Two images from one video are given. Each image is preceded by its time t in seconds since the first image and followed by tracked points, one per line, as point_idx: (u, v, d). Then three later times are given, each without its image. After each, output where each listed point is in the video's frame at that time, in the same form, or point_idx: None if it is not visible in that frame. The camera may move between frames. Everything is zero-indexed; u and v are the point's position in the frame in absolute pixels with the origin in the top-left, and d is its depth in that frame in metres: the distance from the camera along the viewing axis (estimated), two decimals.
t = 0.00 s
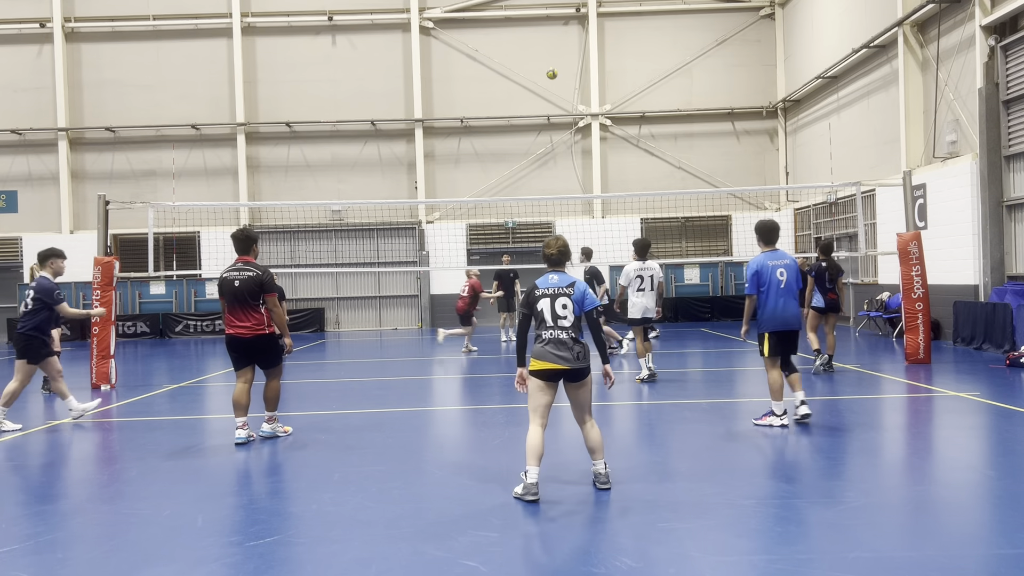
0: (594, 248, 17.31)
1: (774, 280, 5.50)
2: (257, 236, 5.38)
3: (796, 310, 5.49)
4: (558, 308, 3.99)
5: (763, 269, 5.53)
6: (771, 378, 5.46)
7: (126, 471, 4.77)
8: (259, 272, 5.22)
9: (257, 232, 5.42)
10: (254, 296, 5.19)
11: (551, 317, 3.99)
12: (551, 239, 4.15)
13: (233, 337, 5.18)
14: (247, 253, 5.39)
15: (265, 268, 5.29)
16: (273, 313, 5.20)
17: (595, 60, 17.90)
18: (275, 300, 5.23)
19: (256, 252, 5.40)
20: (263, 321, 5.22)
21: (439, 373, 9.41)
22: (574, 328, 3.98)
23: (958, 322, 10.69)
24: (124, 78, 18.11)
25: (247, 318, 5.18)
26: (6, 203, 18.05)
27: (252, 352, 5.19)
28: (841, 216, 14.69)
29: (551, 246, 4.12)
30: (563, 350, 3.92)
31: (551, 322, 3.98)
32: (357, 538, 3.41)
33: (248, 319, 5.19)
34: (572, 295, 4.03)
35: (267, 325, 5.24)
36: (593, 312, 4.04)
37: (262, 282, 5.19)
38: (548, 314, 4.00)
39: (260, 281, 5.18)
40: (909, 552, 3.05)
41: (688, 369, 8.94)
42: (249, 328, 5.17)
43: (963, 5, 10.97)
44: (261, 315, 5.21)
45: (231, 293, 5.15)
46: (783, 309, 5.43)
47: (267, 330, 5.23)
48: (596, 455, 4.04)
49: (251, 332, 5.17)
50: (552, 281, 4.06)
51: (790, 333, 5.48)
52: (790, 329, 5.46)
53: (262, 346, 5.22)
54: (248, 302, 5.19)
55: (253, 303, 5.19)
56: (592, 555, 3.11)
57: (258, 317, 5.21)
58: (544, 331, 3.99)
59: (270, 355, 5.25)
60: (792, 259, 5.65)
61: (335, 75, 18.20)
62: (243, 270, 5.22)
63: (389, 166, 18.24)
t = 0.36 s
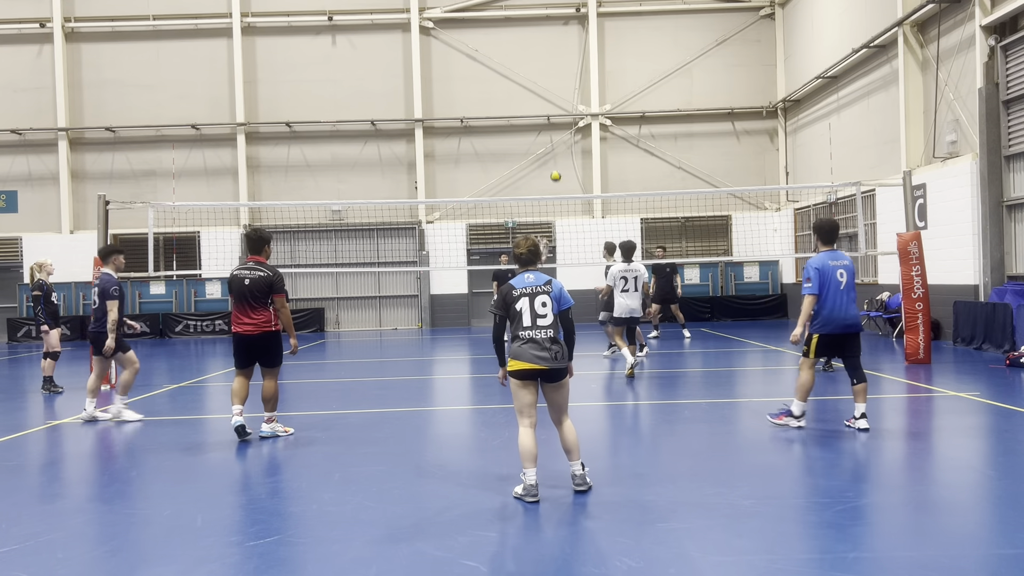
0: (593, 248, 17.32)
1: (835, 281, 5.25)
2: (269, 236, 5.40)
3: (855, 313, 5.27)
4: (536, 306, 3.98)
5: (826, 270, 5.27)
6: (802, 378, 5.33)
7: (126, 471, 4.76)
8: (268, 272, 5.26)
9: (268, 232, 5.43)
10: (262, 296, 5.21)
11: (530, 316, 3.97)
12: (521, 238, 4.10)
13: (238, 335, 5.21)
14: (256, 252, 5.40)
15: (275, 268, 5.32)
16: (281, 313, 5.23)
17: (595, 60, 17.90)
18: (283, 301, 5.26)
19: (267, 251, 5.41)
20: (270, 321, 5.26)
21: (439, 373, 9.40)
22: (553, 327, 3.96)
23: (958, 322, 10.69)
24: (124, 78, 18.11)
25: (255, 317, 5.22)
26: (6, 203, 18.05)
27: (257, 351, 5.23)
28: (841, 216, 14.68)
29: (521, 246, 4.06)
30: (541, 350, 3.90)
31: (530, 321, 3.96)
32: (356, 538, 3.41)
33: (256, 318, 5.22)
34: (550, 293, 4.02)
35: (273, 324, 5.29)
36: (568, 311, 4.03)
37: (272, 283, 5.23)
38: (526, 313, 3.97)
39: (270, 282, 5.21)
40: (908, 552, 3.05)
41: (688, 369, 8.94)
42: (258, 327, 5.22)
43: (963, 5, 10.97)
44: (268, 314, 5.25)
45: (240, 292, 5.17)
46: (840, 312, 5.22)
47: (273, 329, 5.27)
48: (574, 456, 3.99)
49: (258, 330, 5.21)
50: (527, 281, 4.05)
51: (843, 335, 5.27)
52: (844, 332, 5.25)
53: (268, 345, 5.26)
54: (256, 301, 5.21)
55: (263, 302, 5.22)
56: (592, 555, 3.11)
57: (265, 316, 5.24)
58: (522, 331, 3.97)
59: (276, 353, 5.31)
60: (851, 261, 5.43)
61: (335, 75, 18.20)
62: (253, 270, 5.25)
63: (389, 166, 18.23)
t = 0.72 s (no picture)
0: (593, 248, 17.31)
1: (868, 279, 5.18)
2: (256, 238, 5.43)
3: (896, 310, 5.14)
4: (527, 312, 3.96)
5: (856, 269, 5.23)
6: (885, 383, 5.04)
7: (126, 471, 4.76)
8: (252, 272, 5.28)
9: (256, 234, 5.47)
10: (244, 295, 5.21)
11: (521, 322, 3.96)
12: (520, 245, 4.12)
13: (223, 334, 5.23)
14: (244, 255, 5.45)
15: (259, 269, 5.33)
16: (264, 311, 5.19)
17: (595, 60, 17.90)
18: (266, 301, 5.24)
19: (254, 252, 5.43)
20: (252, 319, 5.24)
21: (440, 373, 9.40)
22: (544, 331, 3.94)
23: (958, 321, 10.69)
24: (124, 78, 18.12)
25: (238, 316, 5.21)
26: (6, 202, 18.05)
27: (240, 350, 5.22)
28: (841, 216, 14.68)
29: (519, 254, 4.08)
30: (534, 354, 3.91)
31: (521, 327, 3.95)
32: (356, 538, 3.41)
33: (238, 317, 5.21)
34: (542, 299, 3.98)
35: (256, 323, 5.26)
36: (562, 315, 3.96)
37: (254, 282, 5.24)
38: (517, 319, 3.97)
39: (252, 281, 5.23)
40: (909, 552, 3.05)
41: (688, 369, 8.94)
42: (238, 326, 5.19)
43: (963, 5, 10.97)
44: (250, 313, 5.24)
45: (222, 292, 5.21)
46: (879, 311, 5.12)
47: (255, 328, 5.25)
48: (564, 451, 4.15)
49: (239, 329, 5.19)
50: (521, 288, 4.05)
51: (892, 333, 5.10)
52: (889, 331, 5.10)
53: (252, 344, 5.24)
54: (238, 300, 5.21)
55: (245, 301, 5.21)
56: (592, 554, 3.11)
57: (248, 314, 5.23)
58: (513, 336, 3.98)
59: (259, 353, 5.27)
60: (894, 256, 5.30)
61: (335, 75, 18.20)
62: (236, 271, 5.29)
63: (389, 166, 18.23)
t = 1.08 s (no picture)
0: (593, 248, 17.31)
1: (912, 288, 4.99)
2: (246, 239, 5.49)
3: (942, 320, 4.92)
4: (521, 329, 4.28)
5: (898, 279, 5.05)
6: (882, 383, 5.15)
7: (126, 471, 4.76)
8: (237, 272, 5.30)
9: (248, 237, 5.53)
10: (229, 295, 5.24)
11: (515, 337, 4.28)
12: (533, 269, 4.47)
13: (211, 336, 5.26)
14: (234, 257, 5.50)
15: (246, 269, 5.35)
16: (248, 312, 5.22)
17: (595, 60, 17.90)
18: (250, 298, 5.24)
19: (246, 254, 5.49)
20: (237, 318, 5.24)
21: (440, 373, 9.41)
22: (532, 349, 4.21)
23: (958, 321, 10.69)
24: (124, 78, 18.12)
25: (222, 315, 5.22)
26: (6, 203, 18.05)
27: (226, 351, 5.21)
28: (841, 216, 14.68)
29: (526, 276, 4.42)
30: (513, 367, 4.17)
31: (512, 341, 4.26)
32: (356, 537, 3.42)
33: (222, 316, 5.22)
34: (539, 320, 4.28)
35: (241, 322, 5.25)
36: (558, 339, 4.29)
37: (238, 280, 5.26)
38: (511, 334, 4.30)
39: (236, 281, 5.25)
40: (909, 552, 3.05)
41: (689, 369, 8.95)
42: (222, 325, 5.20)
43: (963, 5, 10.97)
44: (235, 312, 5.23)
45: (211, 293, 5.27)
46: (929, 319, 4.91)
47: (239, 327, 5.23)
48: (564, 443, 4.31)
49: (223, 329, 5.19)
50: (524, 307, 4.38)
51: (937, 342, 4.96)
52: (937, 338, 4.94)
53: (237, 344, 5.22)
54: (223, 301, 5.23)
55: (230, 301, 5.23)
56: (592, 554, 3.12)
57: (232, 314, 5.23)
58: (504, 348, 4.29)
59: (245, 353, 5.25)
60: (939, 267, 5.13)
61: (335, 75, 18.20)
62: (224, 271, 5.33)
63: (389, 166, 18.23)
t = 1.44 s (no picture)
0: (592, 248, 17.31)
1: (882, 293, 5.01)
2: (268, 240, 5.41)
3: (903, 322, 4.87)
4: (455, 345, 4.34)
5: (874, 283, 5.07)
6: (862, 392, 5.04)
7: (126, 471, 4.76)
8: (258, 275, 5.24)
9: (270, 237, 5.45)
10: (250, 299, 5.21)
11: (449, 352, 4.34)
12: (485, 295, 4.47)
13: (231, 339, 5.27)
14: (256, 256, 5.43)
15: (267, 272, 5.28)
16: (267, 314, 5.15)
17: (595, 61, 17.91)
18: (270, 305, 5.17)
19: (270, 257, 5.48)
20: (257, 324, 5.21)
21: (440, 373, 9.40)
22: (458, 361, 4.23)
23: (958, 321, 10.69)
24: (124, 78, 18.12)
25: (242, 320, 5.21)
26: (6, 203, 18.05)
27: (245, 357, 5.22)
28: (841, 216, 14.69)
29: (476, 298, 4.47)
30: (437, 377, 4.21)
31: (446, 356, 4.34)
32: (357, 537, 3.41)
33: (242, 321, 5.21)
34: (471, 338, 4.30)
35: (260, 328, 5.23)
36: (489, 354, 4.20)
37: (259, 285, 5.20)
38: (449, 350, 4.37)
39: (258, 285, 5.19)
40: (910, 552, 3.05)
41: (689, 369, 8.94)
42: (242, 330, 5.21)
43: (963, 5, 10.97)
44: (255, 318, 5.21)
45: (232, 295, 5.25)
46: (891, 323, 4.89)
47: (259, 333, 5.22)
48: (527, 448, 4.19)
49: (243, 334, 5.19)
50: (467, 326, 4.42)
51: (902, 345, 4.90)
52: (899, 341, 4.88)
53: (257, 350, 5.22)
54: (244, 304, 5.21)
55: (250, 305, 5.22)
56: (592, 554, 3.12)
57: (253, 319, 5.21)
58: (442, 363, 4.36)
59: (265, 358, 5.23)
60: (920, 276, 5.03)
61: (335, 75, 18.19)
62: (246, 273, 5.27)
63: (389, 166, 18.23)
